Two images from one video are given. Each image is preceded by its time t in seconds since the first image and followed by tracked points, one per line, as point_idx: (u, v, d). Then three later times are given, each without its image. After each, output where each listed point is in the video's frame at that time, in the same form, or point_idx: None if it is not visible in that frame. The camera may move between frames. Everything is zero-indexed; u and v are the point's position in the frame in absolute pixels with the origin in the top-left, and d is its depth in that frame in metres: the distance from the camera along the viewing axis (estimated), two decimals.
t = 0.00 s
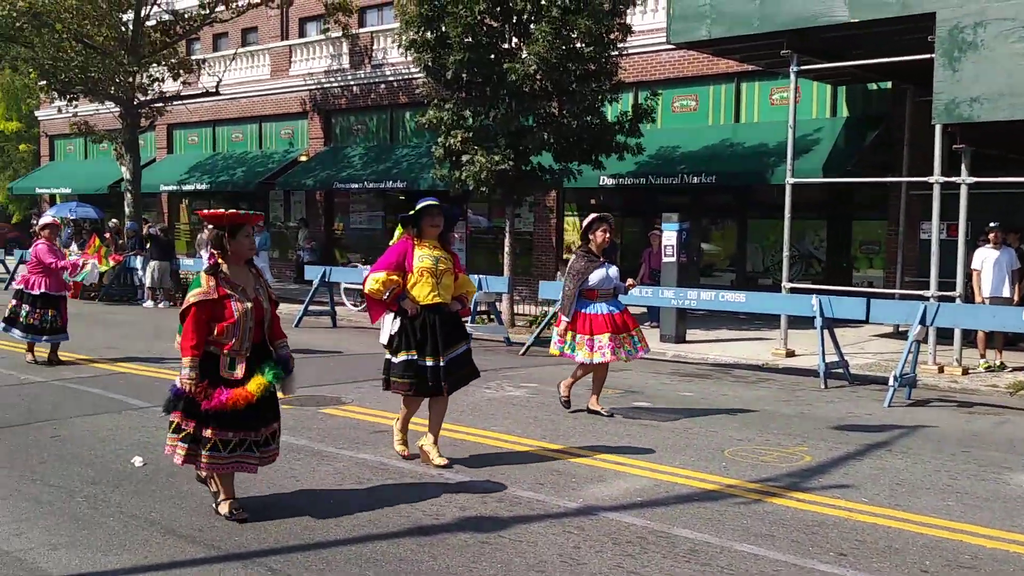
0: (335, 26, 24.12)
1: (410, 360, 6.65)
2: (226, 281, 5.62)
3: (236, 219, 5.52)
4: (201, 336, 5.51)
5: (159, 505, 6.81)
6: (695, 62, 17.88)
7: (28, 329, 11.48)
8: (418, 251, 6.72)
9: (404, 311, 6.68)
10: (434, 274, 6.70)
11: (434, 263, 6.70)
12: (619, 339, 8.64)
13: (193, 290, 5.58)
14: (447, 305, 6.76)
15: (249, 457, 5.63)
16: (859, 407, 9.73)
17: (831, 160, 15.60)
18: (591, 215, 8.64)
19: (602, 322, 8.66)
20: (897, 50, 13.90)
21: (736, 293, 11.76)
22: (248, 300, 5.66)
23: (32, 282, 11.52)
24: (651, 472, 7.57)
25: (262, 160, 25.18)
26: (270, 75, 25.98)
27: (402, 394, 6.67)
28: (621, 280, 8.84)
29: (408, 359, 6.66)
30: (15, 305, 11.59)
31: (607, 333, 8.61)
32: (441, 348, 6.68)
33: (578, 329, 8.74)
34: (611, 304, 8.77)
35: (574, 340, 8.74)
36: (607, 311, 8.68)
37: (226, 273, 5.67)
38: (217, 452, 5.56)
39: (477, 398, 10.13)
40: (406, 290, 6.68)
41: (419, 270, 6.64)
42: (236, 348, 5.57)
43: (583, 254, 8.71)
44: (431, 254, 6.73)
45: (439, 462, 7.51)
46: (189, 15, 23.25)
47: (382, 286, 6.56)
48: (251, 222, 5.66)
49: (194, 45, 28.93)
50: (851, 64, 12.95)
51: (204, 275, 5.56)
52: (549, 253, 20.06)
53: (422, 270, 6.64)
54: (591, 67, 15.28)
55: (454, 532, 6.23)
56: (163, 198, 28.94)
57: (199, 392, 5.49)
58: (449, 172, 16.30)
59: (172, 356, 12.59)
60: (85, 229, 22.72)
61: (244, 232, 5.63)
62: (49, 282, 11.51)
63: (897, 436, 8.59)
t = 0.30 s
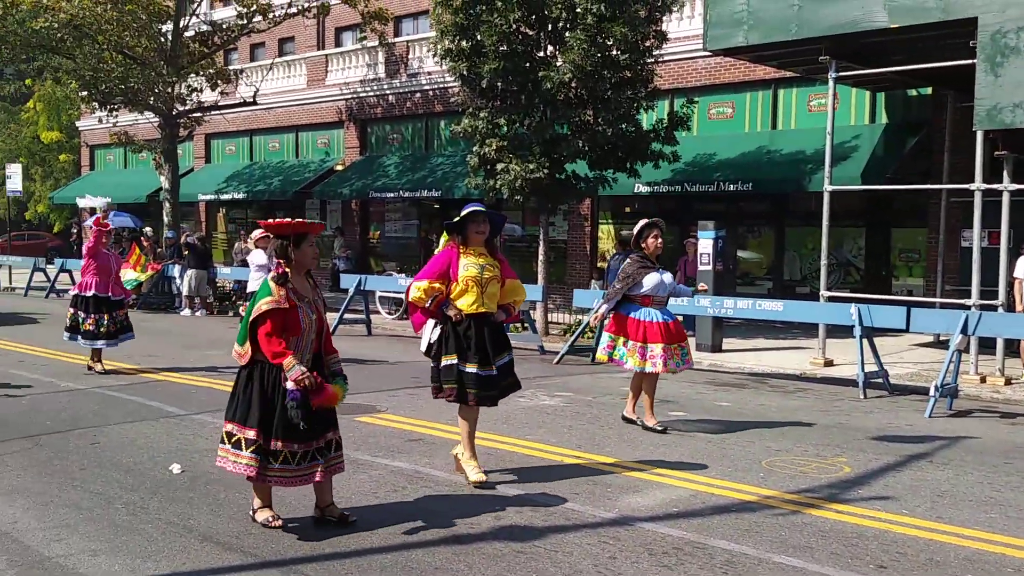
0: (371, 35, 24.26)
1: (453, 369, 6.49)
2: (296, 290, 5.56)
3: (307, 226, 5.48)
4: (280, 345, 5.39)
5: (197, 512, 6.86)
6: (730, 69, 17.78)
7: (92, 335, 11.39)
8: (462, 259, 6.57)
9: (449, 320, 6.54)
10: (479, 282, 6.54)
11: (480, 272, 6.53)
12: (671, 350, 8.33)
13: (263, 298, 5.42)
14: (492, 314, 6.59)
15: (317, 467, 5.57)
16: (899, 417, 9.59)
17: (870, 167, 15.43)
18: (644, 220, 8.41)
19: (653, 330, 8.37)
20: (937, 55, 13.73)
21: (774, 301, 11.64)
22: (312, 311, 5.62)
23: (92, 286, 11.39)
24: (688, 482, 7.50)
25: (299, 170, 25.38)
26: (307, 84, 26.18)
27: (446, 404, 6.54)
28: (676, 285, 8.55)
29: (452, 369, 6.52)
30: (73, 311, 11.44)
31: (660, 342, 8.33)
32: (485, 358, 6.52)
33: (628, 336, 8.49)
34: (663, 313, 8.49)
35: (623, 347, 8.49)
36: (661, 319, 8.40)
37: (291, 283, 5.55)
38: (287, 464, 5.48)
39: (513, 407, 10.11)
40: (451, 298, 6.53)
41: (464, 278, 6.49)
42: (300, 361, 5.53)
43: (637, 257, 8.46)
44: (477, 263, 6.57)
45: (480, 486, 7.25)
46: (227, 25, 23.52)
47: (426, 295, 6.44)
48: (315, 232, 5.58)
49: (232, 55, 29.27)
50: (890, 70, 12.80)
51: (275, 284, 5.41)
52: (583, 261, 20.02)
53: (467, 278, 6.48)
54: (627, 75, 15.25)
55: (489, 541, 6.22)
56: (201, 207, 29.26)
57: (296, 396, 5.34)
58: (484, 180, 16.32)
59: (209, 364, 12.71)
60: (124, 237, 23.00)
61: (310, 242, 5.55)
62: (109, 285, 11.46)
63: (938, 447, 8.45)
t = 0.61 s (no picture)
0: (399, 44, 24.45)
1: (488, 378, 6.57)
2: (357, 297, 5.62)
3: (367, 233, 5.53)
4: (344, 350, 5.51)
5: (227, 514, 6.97)
6: (757, 77, 17.78)
7: (129, 340, 11.44)
8: (497, 268, 6.63)
9: (485, 328, 6.60)
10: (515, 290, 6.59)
11: (516, 279, 6.59)
12: (713, 359, 8.34)
13: (327, 304, 5.52)
14: (529, 322, 6.66)
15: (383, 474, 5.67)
16: (925, 425, 9.56)
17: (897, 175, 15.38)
18: (684, 228, 8.43)
19: (696, 338, 8.39)
20: (966, 62, 13.66)
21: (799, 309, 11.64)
22: (374, 316, 5.71)
23: (132, 292, 11.37)
24: (712, 489, 7.53)
25: (326, 177, 25.58)
26: (335, 93, 26.40)
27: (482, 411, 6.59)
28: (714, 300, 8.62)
29: (488, 377, 6.57)
30: (115, 319, 11.53)
31: (704, 350, 8.35)
32: (522, 366, 6.57)
33: (668, 343, 8.47)
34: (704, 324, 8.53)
35: (660, 354, 8.46)
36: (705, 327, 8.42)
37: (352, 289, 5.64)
38: (351, 470, 5.53)
39: (538, 413, 10.18)
40: (488, 307, 6.59)
41: (500, 286, 6.54)
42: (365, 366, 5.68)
43: (679, 267, 8.39)
44: (512, 271, 6.63)
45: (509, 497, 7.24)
46: (257, 34, 23.79)
47: (464, 305, 6.52)
48: (376, 238, 5.67)
49: (262, 64, 29.62)
50: (917, 78, 12.76)
51: (338, 290, 5.50)
52: (608, 268, 20.06)
53: (504, 286, 6.54)
54: (652, 83, 15.28)
55: (514, 545, 6.28)
56: (230, 214, 29.57)
57: (363, 401, 5.42)
58: (509, 187, 16.42)
59: (237, 369, 12.87)
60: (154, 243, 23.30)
61: (371, 248, 5.64)
62: (148, 293, 11.42)
63: (964, 455, 8.43)
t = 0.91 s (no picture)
0: (419, 33, 24.42)
1: (517, 369, 6.48)
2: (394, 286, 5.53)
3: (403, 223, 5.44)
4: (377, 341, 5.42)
5: (242, 497, 6.99)
6: (779, 70, 17.66)
7: (157, 326, 11.38)
8: (528, 259, 6.45)
9: (514, 320, 6.43)
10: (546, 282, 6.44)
11: (546, 271, 6.44)
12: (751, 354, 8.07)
13: (363, 292, 5.45)
14: (559, 314, 6.51)
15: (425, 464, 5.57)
16: (944, 421, 9.48)
17: (919, 170, 15.26)
18: (724, 219, 8.20)
19: (733, 334, 8.14)
20: (991, 58, 13.51)
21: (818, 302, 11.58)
22: (413, 306, 5.61)
23: (161, 278, 11.31)
24: (728, 481, 7.50)
25: (345, 165, 25.61)
26: (355, 81, 26.40)
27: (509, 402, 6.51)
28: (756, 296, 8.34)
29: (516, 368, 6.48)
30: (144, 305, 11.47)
31: (739, 346, 8.09)
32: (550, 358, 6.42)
33: (706, 338, 8.24)
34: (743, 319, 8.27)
35: (698, 349, 8.24)
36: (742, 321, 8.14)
37: (391, 278, 5.57)
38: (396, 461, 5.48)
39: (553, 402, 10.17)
40: (518, 299, 6.42)
41: (531, 279, 6.38)
42: (401, 356, 5.51)
43: (722, 262, 8.17)
44: (543, 262, 6.47)
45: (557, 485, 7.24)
46: (278, 22, 23.81)
47: (494, 298, 6.32)
48: (418, 227, 5.59)
49: (282, 52, 29.65)
50: (942, 73, 12.63)
51: (376, 279, 5.44)
52: (625, 260, 20.02)
53: (535, 278, 6.38)
54: (673, 75, 15.18)
55: (529, 533, 6.27)
56: (248, 201, 29.68)
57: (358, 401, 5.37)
58: (527, 178, 16.39)
59: (253, 354, 12.91)
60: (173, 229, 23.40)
61: (412, 237, 5.56)
62: (177, 279, 11.36)
63: (984, 452, 8.36)
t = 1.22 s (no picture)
0: (413, 55, 24.55)
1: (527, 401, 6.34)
2: (400, 304, 5.49)
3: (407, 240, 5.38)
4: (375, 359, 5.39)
5: (223, 515, 6.95)
6: (768, 101, 17.84)
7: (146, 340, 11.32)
8: (540, 283, 6.40)
9: (523, 345, 6.36)
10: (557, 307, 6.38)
11: (558, 295, 6.38)
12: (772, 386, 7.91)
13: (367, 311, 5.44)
14: (569, 341, 6.43)
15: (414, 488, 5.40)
16: (926, 455, 9.53)
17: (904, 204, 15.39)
18: (738, 249, 8.06)
19: (752, 365, 7.95)
20: (977, 95, 13.70)
21: (802, 334, 11.65)
22: (420, 325, 5.54)
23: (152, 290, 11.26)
24: (710, 509, 7.51)
25: (334, 185, 25.64)
26: (346, 102, 26.49)
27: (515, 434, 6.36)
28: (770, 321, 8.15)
29: (524, 398, 6.36)
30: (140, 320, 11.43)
31: (760, 379, 7.90)
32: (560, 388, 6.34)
33: (725, 370, 8.01)
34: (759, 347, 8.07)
35: (717, 382, 8.00)
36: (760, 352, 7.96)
37: (398, 296, 5.52)
38: (389, 485, 5.36)
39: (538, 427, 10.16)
40: (529, 324, 6.35)
41: (543, 302, 6.33)
42: (406, 377, 5.47)
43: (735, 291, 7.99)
44: (555, 286, 6.42)
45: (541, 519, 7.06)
46: (272, 41, 23.91)
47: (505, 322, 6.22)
48: (425, 246, 5.51)
49: (274, 70, 29.74)
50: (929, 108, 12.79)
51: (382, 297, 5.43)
52: (612, 286, 20.10)
53: (547, 301, 6.33)
54: (663, 103, 15.30)
55: (511, 557, 6.24)
56: (235, 218, 29.64)
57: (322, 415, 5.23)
58: (516, 202, 16.46)
59: (237, 372, 12.86)
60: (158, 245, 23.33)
61: (419, 255, 5.48)
62: (168, 291, 11.27)
63: (965, 486, 8.40)
